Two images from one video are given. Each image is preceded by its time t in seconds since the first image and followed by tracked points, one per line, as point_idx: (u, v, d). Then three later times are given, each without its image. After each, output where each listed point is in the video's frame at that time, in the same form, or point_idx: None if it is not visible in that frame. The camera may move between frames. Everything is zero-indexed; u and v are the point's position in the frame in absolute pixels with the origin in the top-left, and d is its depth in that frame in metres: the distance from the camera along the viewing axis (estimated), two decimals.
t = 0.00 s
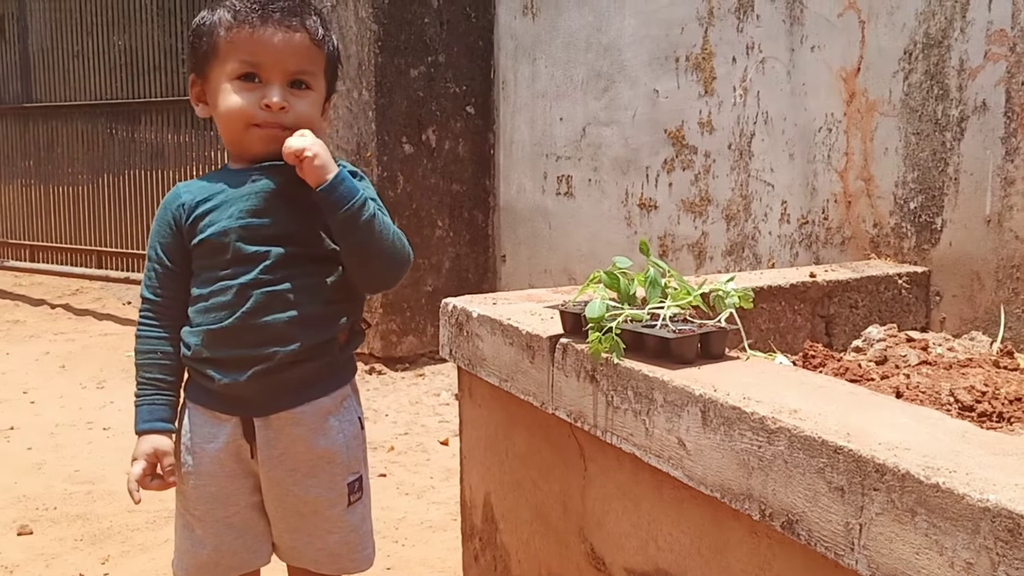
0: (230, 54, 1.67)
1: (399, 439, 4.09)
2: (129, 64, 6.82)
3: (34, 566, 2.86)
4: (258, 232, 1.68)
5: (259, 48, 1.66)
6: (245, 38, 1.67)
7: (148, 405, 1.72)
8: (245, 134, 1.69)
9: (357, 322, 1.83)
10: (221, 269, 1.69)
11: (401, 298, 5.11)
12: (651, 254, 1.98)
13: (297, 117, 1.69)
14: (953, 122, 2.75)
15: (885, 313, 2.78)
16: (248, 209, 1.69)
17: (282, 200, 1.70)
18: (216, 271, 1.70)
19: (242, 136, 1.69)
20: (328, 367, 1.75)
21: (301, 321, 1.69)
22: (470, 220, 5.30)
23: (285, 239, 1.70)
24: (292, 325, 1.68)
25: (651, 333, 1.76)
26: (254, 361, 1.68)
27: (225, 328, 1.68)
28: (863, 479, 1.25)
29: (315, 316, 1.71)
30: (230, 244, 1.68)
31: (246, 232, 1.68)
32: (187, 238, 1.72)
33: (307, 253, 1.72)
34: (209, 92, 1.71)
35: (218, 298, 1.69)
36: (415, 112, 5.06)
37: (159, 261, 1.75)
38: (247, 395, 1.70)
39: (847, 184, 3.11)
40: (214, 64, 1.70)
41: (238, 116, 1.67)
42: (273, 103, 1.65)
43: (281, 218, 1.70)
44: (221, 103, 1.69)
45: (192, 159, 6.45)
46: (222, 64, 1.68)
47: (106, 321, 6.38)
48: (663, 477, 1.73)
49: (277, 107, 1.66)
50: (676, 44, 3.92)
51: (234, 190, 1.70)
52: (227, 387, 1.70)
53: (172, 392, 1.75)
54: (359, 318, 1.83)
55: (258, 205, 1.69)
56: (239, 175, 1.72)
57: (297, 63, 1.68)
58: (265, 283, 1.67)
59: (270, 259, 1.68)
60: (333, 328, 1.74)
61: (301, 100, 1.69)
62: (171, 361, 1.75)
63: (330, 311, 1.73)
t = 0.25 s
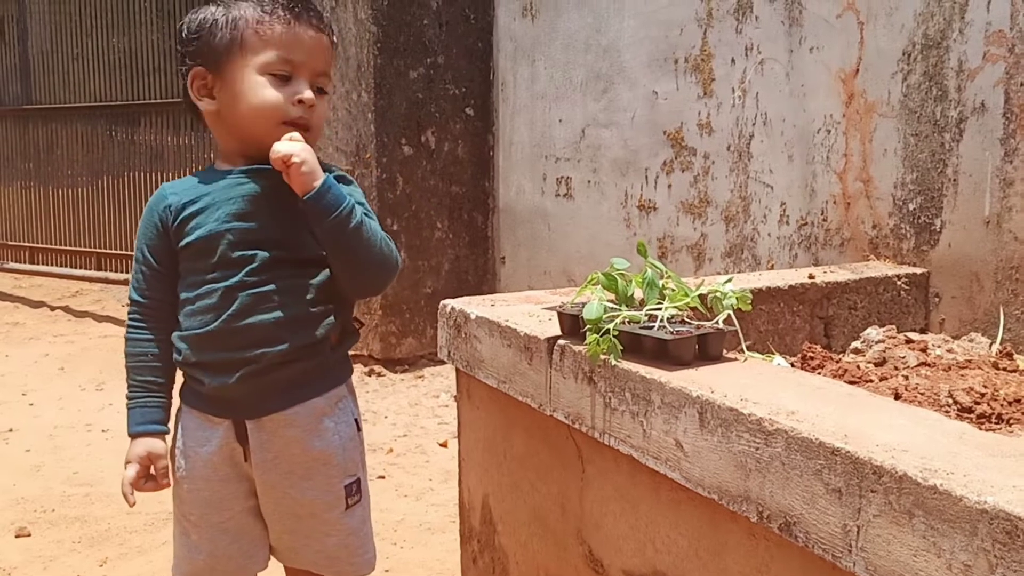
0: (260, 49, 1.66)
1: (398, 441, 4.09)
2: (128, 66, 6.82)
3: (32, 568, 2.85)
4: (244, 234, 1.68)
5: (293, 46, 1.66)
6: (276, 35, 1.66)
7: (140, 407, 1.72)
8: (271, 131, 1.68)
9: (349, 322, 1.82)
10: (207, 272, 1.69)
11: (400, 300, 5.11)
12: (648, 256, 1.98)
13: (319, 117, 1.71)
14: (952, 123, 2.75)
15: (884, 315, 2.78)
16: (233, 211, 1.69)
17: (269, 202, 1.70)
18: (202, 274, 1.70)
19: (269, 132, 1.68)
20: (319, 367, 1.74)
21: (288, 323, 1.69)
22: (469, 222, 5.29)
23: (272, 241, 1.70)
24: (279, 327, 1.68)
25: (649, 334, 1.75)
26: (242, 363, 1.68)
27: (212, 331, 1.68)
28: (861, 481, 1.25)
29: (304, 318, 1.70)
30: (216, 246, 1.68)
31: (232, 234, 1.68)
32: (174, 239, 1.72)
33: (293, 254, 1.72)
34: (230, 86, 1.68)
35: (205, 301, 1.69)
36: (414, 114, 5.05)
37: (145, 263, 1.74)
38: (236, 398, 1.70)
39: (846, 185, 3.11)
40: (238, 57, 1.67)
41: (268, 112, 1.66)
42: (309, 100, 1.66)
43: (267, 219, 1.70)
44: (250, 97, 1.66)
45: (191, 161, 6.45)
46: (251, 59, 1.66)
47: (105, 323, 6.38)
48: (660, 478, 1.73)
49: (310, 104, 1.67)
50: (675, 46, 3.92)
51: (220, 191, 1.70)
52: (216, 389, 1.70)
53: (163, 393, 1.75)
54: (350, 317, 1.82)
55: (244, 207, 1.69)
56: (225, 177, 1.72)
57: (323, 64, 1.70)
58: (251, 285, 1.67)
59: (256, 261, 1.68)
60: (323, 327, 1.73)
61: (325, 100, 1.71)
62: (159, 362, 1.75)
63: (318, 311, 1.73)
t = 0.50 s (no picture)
0: (277, 48, 1.66)
1: (395, 440, 4.08)
2: (125, 65, 6.80)
3: (27, 568, 2.84)
4: (252, 232, 1.68)
5: (307, 46, 1.68)
6: (292, 34, 1.67)
7: (126, 405, 1.69)
8: (285, 131, 1.68)
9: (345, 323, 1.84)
10: (213, 269, 1.67)
11: (397, 299, 5.10)
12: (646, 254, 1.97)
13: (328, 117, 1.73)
14: (950, 122, 2.74)
15: (882, 314, 2.77)
16: (239, 209, 1.68)
17: (274, 201, 1.70)
18: (207, 271, 1.68)
19: (286, 131, 1.68)
20: (322, 366, 1.75)
21: (297, 321, 1.69)
22: (467, 222, 5.29)
23: (276, 240, 1.70)
24: (289, 325, 1.69)
25: (647, 333, 1.75)
26: (251, 361, 1.68)
27: (220, 328, 1.66)
28: (859, 480, 1.24)
29: (310, 316, 1.72)
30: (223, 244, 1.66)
31: (239, 231, 1.67)
32: (172, 234, 1.68)
33: (299, 253, 1.72)
34: (245, 85, 1.67)
35: (210, 298, 1.67)
36: (411, 113, 5.05)
37: (136, 256, 1.69)
38: (245, 396, 1.69)
39: (844, 185, 3.10)
40: (254, 56, 1.66)
41: (287, 112, 1.67)
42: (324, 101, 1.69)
43: (274, 218, 1.70)
44: (268, 97, 1.66)
45: (188, 160, 6.44)
46: (267, 58, 1.66)
47: (101, 322, 6.37)
48: (658, 478, 1.72)
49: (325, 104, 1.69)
50: (672, 45, 3.92)
51: (222, 189, 1.68)
52: (221, 388, 1.69)
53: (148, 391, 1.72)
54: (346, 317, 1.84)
55: (250, 205, 1.68)
56: (226, 176, 1.70)
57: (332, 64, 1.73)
58: (261, 283, 1.67)
59: (265, 259, 1.68)
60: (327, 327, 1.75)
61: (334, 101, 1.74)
62: (147, 359, 1.72)
63: (324, 310, 1.74)
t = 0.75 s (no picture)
0: (262, 41, 1.66)
1: (389, 439, 4.08)
2: (119, 63, 6.79)
3: (21, 566, 2.84)
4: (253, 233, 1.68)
5: (292, 38, 1.68)
6: (277, 27, 1.67)
7: (138, 406, 1.60)
8: (271, 124, 1.67)
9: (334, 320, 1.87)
10: (216, 269, 1.67)
11: (392, 298, 5.10)
12: (642, 253, 1.98)
13: (315, 110, 1.72)
14: (945, 122, 2.75)
15: (876, 314, 2.78)
16: (240, 210, 1.68)
17: (272, 202, 1.71)
18: (209, 271, 1.67)
19: (271, 126, 1.67)
20: (319, 361, 1.78)
21: (300, 319, 1.72)
22: (462, 220, 5.28)
23: (273, 240, 1.71)
24: (293, 323, 1.71)
25: (643, 332, 1.75)
26: (256, 359, 1.69)
27: (225, 328, 1.66)
28: (855, 478, 1.24)
29: (309, 313, 1.74)
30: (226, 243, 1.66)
31: (241, 231, 1.67)
32: (170, 234, 1.66)
33: (297, 252, 1.74)
34: (229, 80, 1.67)
35: (214, 298, 1.66)
36: (406, 112, 5.04)
37: (134, 257, 1.64)
38: (250, 393, 1.70)
39: (838, 184, 3.11)
40: (238, 50, 1.66)
41: (273, 104, 1.66)
42: (309, 92, 1.68)
43: (273, 218, 1.71)
44: (251, 91, 1.66)
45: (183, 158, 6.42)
46: (251, 51, 1.66)
47: (95, 320, 6.35)
48: (654, 476, 1.73)
49: (310, 96, 1.68)
50: (668, 45, 3.92)
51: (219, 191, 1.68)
52: (225, 387, 1.68)
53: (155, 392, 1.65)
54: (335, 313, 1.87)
55: (249, 206, 1.69)
56: (222, 178, 1.69)
57: (319, 57, 1.72)
58: (266, 282, 1.68)
59: (268, 259, 1.69)
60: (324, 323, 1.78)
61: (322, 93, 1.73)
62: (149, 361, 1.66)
63: (322, 307, 1.77)
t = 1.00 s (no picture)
0: (206, 35, 1.67)
1: (385, 439, 4.09)
2: (115, 62, 6.78)
3: (17, 565, 2.84)
4: (252, 234, 1.69)
5: (208, 23, 1.68)
6: (223, 21, 1.67)
7: (139, 405, 1.61)
8: (187, 111, 1.67)
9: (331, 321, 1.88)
10: (216, 270, 1.68)
11: (388, 298, 5.11)
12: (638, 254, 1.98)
13: (236, 91, 1.66)
14: (939, 125, 2.77)
15: (870, 315, 2.79)
16: (239, 212, 1.69)
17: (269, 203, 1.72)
18: (208, 273, 1.68)
19: (186, 112, 1.67)
20: (317, 361, 1.79)
21: (298, 320, 1.73)
22: (458, 220, 5.29)
23: (271, 241, 1.71)
24: (291, 324, 1.72)
25: (639, 333, 1.76)
26: (255, 360, 1.70)
27: (224, 330, 1.67)
28: (849, 479, 1.26)
29: (307, 313, 1.75)
30: (226, 245, 1.67)
31: (240, 233, 1.68)
32: (170, 236, 1.66)
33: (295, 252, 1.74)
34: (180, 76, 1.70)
35: (213, 300, 1.67)
36: (402, 112, 5.05)
37: (135, 258, 1.65)
38: (248, 394, 1.70)
39: (833, 186, 3.12)
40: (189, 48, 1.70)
41: (183, 90, 1.66)
42: (210, 72, 1.64)
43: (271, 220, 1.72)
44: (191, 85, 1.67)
45: (178, 157, 6.42)
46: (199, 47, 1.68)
47: (90, 319, 6.35)
48: (650, 477, 1.74)
49: (215, 76, 1.64)
50: (663, 46, 3.93)
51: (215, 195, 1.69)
52: (225, 388, 1.69)
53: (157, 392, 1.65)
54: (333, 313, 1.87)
55: (249, 208, 1.70)
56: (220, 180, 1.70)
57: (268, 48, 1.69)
58: (264, 283, 1.69)
59: (267, 260, 1.70)
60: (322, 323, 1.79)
61: (271, 85, 1.68)
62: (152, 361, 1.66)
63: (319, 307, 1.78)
